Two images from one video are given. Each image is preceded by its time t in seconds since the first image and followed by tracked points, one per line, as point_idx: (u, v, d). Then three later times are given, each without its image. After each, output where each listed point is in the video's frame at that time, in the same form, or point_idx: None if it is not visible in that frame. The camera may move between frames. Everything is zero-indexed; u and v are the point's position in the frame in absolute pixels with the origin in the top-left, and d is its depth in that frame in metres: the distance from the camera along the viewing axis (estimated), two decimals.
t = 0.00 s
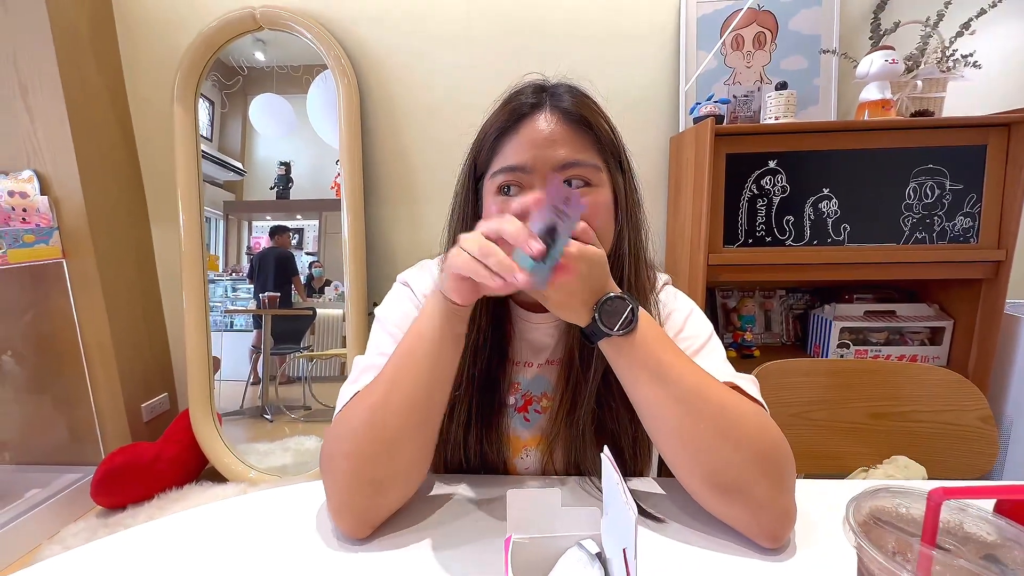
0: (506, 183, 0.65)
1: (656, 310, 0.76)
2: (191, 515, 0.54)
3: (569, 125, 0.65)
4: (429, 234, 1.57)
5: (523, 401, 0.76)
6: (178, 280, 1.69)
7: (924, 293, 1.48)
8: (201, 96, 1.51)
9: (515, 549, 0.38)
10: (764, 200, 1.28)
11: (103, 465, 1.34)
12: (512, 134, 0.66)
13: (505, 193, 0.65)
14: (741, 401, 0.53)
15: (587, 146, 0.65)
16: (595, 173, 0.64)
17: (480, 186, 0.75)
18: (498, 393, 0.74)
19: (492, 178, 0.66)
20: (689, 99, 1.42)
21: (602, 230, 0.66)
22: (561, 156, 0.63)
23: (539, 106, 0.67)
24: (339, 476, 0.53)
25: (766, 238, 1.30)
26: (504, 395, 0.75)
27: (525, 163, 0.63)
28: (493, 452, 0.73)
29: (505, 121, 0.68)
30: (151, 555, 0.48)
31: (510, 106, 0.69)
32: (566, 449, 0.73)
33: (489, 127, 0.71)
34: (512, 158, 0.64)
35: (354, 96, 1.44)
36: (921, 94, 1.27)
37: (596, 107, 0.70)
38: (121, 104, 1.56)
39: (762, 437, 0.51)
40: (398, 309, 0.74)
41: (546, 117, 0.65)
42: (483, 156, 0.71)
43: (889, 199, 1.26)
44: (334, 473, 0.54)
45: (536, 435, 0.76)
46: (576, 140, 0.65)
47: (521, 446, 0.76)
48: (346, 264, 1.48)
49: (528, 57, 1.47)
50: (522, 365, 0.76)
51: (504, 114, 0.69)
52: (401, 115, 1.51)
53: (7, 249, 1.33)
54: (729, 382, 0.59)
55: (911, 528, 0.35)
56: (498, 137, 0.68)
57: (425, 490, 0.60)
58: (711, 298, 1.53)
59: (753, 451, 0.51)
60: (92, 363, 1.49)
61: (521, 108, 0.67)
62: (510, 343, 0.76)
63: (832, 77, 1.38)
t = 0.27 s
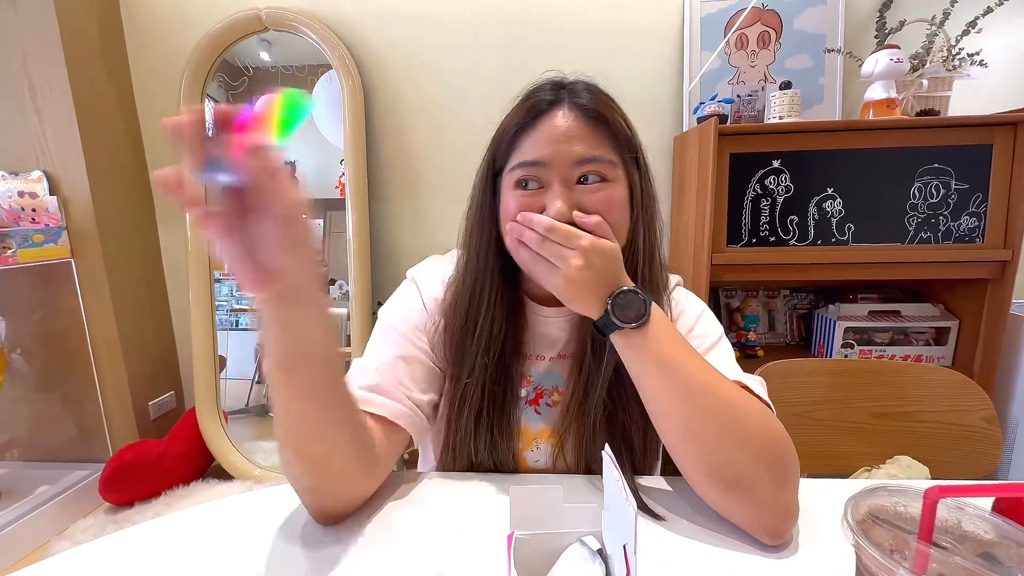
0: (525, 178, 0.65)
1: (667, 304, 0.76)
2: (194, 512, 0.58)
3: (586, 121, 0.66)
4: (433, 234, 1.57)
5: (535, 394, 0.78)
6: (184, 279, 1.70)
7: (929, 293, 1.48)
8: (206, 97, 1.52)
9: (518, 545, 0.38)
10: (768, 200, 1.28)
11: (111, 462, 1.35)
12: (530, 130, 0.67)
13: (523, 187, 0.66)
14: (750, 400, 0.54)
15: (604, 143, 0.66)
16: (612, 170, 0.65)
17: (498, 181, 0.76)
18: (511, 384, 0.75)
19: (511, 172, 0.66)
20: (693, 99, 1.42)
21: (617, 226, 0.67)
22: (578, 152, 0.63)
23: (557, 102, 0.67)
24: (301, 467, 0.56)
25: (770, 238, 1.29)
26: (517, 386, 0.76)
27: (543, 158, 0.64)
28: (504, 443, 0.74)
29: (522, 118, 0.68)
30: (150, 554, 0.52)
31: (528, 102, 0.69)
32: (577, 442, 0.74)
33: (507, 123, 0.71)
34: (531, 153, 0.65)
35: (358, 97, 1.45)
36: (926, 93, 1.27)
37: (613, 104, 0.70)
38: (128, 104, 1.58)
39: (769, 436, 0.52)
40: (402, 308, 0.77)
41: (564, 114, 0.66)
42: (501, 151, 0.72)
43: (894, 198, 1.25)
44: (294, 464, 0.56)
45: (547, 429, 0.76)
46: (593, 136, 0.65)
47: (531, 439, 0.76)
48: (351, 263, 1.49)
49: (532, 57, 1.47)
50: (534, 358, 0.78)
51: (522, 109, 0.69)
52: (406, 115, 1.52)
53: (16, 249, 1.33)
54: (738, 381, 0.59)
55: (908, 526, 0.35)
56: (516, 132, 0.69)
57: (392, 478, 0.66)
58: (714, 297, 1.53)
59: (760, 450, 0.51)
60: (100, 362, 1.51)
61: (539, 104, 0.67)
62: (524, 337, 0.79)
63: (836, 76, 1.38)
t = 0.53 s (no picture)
0: (531, 176, 0.66)
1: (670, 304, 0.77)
2: (203, 507, 0.58)
3: (592, 121, 0.67)
4: (439, 233, 1.59)
5: (540, 390, 0.79)
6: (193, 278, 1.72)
7: (936, 293, 1.47)
8: (215, 97, 1.54)
9: (525, 536, 0.39)
10: (773, 200, 1.28)
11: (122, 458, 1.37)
12: (537, 130, 0.68)
13: (530, 185, 0.67)
14: (752, 400, 0.54)
15: (609, 142, 0.67)
16: (616, 168, 0.66)
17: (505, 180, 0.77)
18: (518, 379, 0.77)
19: (518, 171, 0.67)
20: (698, 98, 1.42)
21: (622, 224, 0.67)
22: (583, 151, 0.64)
23: (563, 102, 0.68)
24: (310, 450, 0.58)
25: (775, 237, 1.29)
26: (523, 382, 0.78)
27: (549, 157, 0.65)
28: (510, 437, 0.75)
29: (529, 118, 0.69)
30: (161, 545, 0.52)
31: (536, 102, 0.70)
32: (582, 439, 0.75)
33: (515, 124, 0.73)
34: (536, 151, 0.66)
35: (365, 97, 1.46)
36: (934, 91, 1.27)
37: (619, 104, 0.70)
38: (138, 105, 1.60)
39: (771, 436, 0.52)
40: (411, 304, 0.79)
41: (570, 114, 0.67)
42: (509, 150, 0.73)
43: (900, 198, 1.25)
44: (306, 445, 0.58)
45: (552, 425, 0.78)
46: (598, 136, 0.66)
47: (536, 434, 0.78)
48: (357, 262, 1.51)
49: (537, 57, 1.48)
50: (540, 355, 0.80)
51: (529, 110, 0.70)
52: (412, 116, 1.53)
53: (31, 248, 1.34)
54: (742, 381, 0.60)
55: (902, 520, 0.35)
56: (523, 131, 0.70)
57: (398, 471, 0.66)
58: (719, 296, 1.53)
59: (762, 450, 0.52)
60: (111, 359, 1.53)
61: (546, 104, 0.69)
62: (530, 334, 0.80)
63: (842, 75, 1.38)
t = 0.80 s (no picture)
0: (520, 172, 0.67)
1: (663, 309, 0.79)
2: (218, 503, 0.60)
3: (578, 120, 0.69)
4: (444, 235, 1.60)
5: (535, 388, 0.78)
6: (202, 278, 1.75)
7: (938, 296, 1.48)
8: (224, 100, 1.56)
9: (527, 531, 0.41)
10: (775, 203, 1.29)
11: (132, 456, 1.40)
12: (527, 131, 0.70)
13: (519, 181, 0.68)
14: (719, 422, 0.57)
15: (595, 140, 0.68)
16: (600, 163, 0.66)
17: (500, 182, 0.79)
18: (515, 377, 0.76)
19: (508, 169, 0.69)
20: (701, 102, 1.43)
21: (608, 218, 0.67)
22: (568, 147, 0.66)
23: (552, 104, 0.70)
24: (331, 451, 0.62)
25: (777, 240, 1.31)
26: (518, 381, 0.77)
27: (536, 153, 0.66)
28: (504, 433, 0.77)
29: (521, 121, 0.72)
30: (176, 540, 0.54)
31: (527, 106, 0.72)
32: (576, 435, 0.76)
33: (509, 129, 0.75)
34: (525, 150, 0.67)
35: (371, 100, 1.48)
36: (936, 96, 1.27)
37: (606, 107, 0.72)
38: (149, 109, 1.62)
39: (747, 451, 0.55)
40: (415, 302, 0.82)
41: (558, 113, 0.68)
42: (504, 151, 0.75)
43: (901, 201, 1.26)
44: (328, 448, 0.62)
45: (546, 422, 0.78)
46: (584, 134, 0.68)
47: (529, 430, 0.78)
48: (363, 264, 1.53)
49: (542, 61, 1.50)
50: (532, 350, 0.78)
51: (522, 114, 0.72)
52: (417, 119, 1.55)
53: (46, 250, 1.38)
54: (731, 391, 0.62)
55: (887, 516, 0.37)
56: (516, 133, 0.72)
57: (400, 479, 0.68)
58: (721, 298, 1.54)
59: (741, 466, 0.54)
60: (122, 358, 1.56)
61: (535, 106, 0.71)
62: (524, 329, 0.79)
63: (845, 79, 1.38)
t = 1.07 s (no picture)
0: (503, 180, 0.68)
1: (654, 312, 0.80)
2: (215, 500, 0.61)
3: (560, 127, 0.69)
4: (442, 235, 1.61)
5: (525, 390, 0.79)
6: (202, 276, 1.76)
7: (935, 297, 1.48)
8: (224, 98, 1.57)
9: (514, 531, 0.41)
10: (772, 204, 1.30)
11: (132, 453, 1.41)
12: (510, 138, 0.70)
13: (502, 190, 0.68)
14: (719, 420, 0.57)
15: (576, 147, 0.68)
16: (581, 170, 0.66)
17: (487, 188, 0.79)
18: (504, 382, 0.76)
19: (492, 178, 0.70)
20: (699, 103, 1.44)
21: (588, 225, 0.67)
22: (549, 154, 0.66)
23: (534, 111, 0.71)
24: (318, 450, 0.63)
25: (774, 242, 1.31)
26: (508, 383, 0.77)
27: (518, 161, 0.66)
28: (495, 433, 0.78)
29: (505, 127, 0.72)
30: (172, 537, 0.55)
31: (510, 112, 0.73)
32: (566, 437, 0.77)
33: (494, 136, 0.76)
34: (508, 158, 0.68)
35: (370, 100, 1.48)
36: (933, 97, 1.27)
37: (588, 112, 0.72)
38: (149, 107, 1.63)
39: (744, 450, 0.55)
40: (408, 304, 0.82)
41: (539, 121, 0.69)
42: (489, 158, 0.75)
43: (897, 203, 1.26)
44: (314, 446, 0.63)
45: (536, 423, 0.79)
46: (565, 141, 0.68)
47: (521, 433, 0.80)
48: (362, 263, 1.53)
49: (541, 61, 1.50)
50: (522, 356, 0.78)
51: (505, 120, 0.73)
52: (416, 119, 1.56)
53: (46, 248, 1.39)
54: (723, 390, 0.63)
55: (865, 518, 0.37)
56: (500, 140, 0.73)
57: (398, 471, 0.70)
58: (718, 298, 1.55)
59: (738, 466, 0.54)
60: (122, 355, 1.57)
61: (518, 113, 0.71)
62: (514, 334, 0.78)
63: (843, 80, 1.39)
